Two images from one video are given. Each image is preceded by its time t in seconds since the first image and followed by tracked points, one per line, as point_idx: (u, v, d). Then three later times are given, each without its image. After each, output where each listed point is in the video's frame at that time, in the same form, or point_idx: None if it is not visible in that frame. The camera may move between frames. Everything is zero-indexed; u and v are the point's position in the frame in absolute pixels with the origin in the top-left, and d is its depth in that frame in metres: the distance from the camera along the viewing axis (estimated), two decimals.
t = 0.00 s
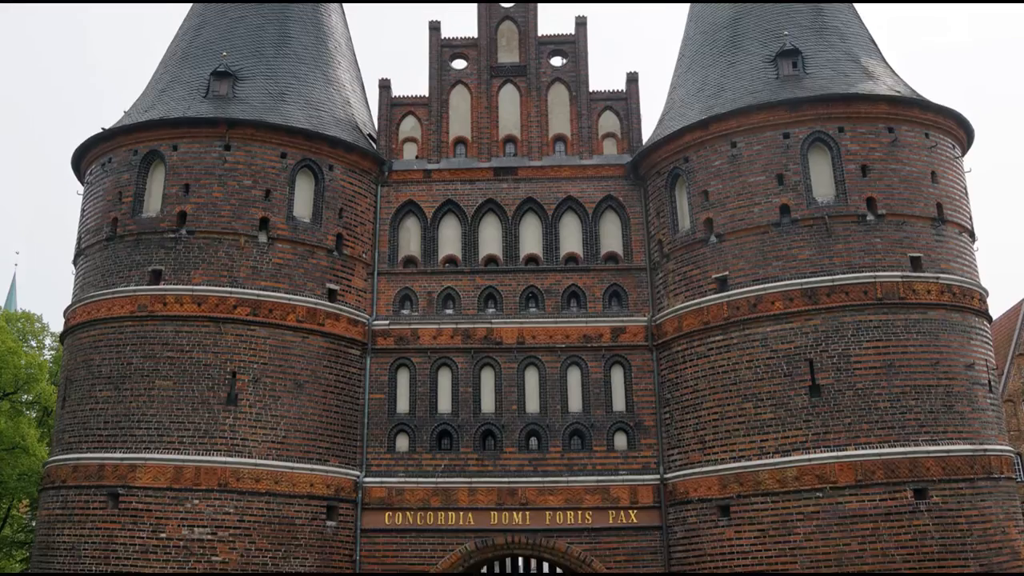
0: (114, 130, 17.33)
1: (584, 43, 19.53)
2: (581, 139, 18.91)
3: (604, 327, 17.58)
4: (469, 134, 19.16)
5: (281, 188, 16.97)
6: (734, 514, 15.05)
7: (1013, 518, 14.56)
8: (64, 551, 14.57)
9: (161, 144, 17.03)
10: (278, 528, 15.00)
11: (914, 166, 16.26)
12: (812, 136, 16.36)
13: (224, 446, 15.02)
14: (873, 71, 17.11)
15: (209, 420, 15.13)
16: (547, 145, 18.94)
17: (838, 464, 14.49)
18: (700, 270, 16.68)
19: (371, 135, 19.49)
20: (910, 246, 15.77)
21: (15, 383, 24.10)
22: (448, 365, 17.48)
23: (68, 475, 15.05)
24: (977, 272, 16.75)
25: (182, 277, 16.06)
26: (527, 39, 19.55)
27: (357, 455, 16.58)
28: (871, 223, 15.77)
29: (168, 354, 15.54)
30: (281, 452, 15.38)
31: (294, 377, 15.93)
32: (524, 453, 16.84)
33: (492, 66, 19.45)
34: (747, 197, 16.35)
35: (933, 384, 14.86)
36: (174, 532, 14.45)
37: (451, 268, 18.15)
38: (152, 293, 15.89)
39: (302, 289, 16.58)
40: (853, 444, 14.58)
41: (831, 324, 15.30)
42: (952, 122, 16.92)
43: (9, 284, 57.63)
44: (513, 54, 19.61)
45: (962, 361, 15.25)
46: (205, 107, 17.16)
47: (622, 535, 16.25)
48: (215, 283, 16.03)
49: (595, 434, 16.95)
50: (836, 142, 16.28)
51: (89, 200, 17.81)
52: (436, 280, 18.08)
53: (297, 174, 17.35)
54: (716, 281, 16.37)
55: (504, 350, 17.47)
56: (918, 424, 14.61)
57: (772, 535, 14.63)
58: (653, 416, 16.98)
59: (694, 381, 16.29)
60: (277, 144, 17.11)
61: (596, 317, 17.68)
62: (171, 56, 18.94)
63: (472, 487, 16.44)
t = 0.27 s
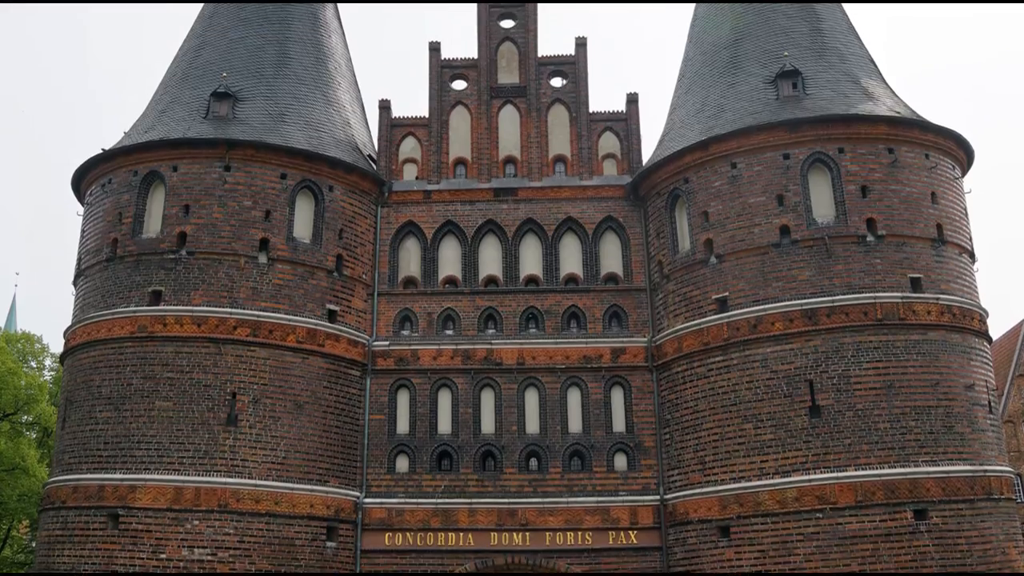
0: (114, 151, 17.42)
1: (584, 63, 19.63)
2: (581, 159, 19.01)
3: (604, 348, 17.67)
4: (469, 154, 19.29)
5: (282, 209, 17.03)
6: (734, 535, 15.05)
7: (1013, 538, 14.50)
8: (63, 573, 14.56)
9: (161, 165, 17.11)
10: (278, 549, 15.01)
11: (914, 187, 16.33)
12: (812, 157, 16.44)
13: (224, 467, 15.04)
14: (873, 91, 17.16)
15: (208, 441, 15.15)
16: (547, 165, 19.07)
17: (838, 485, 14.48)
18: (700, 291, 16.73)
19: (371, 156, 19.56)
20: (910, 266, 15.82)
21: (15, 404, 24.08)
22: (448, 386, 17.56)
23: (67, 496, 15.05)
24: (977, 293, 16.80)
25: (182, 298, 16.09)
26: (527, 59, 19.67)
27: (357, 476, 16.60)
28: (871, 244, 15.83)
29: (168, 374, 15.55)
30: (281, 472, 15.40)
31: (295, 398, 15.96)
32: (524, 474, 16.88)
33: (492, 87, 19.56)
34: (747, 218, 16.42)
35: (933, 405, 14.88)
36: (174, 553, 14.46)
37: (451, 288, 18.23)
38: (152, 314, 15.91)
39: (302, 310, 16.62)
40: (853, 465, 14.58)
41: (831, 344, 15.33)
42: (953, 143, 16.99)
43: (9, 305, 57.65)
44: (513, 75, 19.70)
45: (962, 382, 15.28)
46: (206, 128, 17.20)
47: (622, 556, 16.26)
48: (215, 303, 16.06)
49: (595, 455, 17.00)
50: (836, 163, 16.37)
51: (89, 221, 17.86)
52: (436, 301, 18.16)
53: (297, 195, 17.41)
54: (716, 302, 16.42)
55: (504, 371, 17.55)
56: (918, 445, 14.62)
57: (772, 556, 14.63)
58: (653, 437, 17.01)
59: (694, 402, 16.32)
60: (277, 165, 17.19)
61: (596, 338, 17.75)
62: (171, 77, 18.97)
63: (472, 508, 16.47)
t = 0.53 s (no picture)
0: (114, 172, 17.46)
1: (584, 84, 19.75)
2: (581, 180, 19.14)
3: (604, 368, 17.71)
4: (468, 175, 19.39)
5: (282, 230, 17.09)
6: (734, 556, 15.05)
7: (1014, 559, 14.45)
8: None
9: (161, 186, 17.15)
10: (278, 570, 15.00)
11: (914, 208, 16.39)
12: (812, 177, 16.51)
13: (224, 487, 15.06)
14: (873, 112, 17.22)
15: (208, 461, 15.17)
16: (547, 186, 19.18)
17: (838, 505, 14.48)
18: (700, 311, 16.79)
19: (371, 176, 19.65)
20: (910, 287, 15.87)
21: (15, 424, 24.05)
22: (448, 407, 17.62)
23: (67, 516, 15.04)
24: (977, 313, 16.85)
25: (182, 318, 16.12)
26: (527, 80, 19.76)
27: (357, 497, 16.66)
28: (871, 264, 15.89)
29: (168, 395, 15.57)
30: (281, 493, 15.42)
31: (295, 418, 16.00)
32: (524, 495, 16.95)
33: (492, 108, 19.68)
34: (747, 239, 16.49)
35: (933, 426, 14.89)
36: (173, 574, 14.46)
37: (451, 309, 18.30)
38: (152, 334, 15.94)
39: (302, 330, 16.66)
40: (853, 485, 14.59)
41: (831, 365, 15.36)
42: (953, 164, 17.07)
43: (9, 325, 57.69)
44: (513, 96, 19.81)
45: (962, 403, 15.29)
46: (206, 149, 17.27)
47: None
48: (214, 324, 16.09)
49: (595, 476, 17.06)
50: (836, 183, 16.42)
51: (89, 242, 17.90)
52: (436, 322, 18.24)
53: (298, 216, 17.46)
54: (716, 322, 16.46)
55: (504, 391, 17.60)
56: (918, 465, 14.62)
57: None
58: (654, 458, 17.06)
59: (694, 423, 16.35)
60: (277, 185, 17.25)
61: (597, 359, 17.81)
62: (172, 97, 19.03)
63: (472, 528, 16.55)
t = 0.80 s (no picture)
0: (114, 193, 17.52)
1: (584, 105, 19.90)
2: (581, 201, 19.24)
3: (604, 389, 17.80)
4: (468, 196, 19.49)
5: (281, 250, 17.11)
6: None
7: None
8: None
9: (161, 207, 17.19)
10: None
11: (914, 228, 16.44)
12: (812, 198, 16.55)
13: (224, 508, 15.09)
14: (873, 133, 17.29)
15: (208, 481, 15.20)
16: (547, 207, 19.26)
17: (838, 525, 14.50)
18: (700, 332, 16.83)
19: (371, 197, 19.73)
20: (910, 308, 15.91)
21: (14, 445, 24.00)
22: (448, 427, 17.72)
23: (68, 537, 15.14)
24: (977, 334, 16.89)
25: (182, 339, 16.14)
26: (527, 101, 19.90)
27: (357, 517, 16.75)
28: (871, 285, 15.93)
29: (168, 415, 15.59)
30: (281, 513, 15.46)
31: (295, 439, 16.02)
32: (524, 515, 17.05)
33: (492, 128, 19.79)
34: (747, 259, 16.53)
35: (933, 446, 14.91)
36: None
37: (451, 330, 18.37)
38: (152, 355, 15.96)
39: (302, 351, 16.69)
40: (853, 505, 14.60)
41: (831, 386, 15.38)
42: (953, 185, 17.13)
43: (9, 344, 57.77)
44: (513, 117, 19.94)
45: (962, 423, 15.30)
46: (205, 169, 17.30)
47: None
48: (214, 344, 16.12)
49: (595, 496, 17.16)
50: (836, 204, 16.46)
51: (89, 262, 17.95)
52: (436, 342, 18.32)
53: (297, 236, 17.48)
54: (716, 343, 16.48)
55: (504, 412, 17.71)
56: (918, 486, 14.65)
57: None
58: (654, 478, 17.15)
59: (694, 443, 16.40)
60: (277, 206, 17.27)
61: (597, 380, 17.89)
62: (172, 117, 19.08)
63: (472, 548, 16.70)
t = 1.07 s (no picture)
0: (114, 216, 17.58)
1: (584, 127, 20.04)
2: (581, 224, 19.35)
3: (603, 412, 17.91)
4: (468, 219, 19.61)
5: (282, 273, 17.16)
6: None
7: None
8: None
9: (161, 229, 17.25)
10: None
11: (914, 251, 16.51)
12: (812, 221, 16.63)
13: (224, 530, 15.17)
14: (873, 155, 17.38)
15: (208, 504, 15.26)
16: (547, 229, 19.39)
17: (838, 548, 14.52)
18: (700, 354, 16.88)
19: (371, 220, 19.82)
20: (910, 330, 15.96)
21: (14, 468, 23.93)
22: (448, 450, 17.82)
23: (68, 559, 15.20)
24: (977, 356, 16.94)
25: (182, 361, 16.18)
26: (527, 124, 20.04)
27: (357, 540, 16.86)
28: (871, 307, 15.98)
29: (168, 438, 15.63)
30: (281, 536, 15.55)
31: (295, 461, 16.10)
32: (524, 538, 17.15)
33: (492, 151, 19.93)
34: (747, 282, 16.59)
35: (933, 469, 14.92)
36: None
37: (451, 352, 18.48)
38: (152, 378, 15.99)
39: (302, 374, 16.73)
40: (853, 528, 14.63)
41: (831, 408, 15.41)
42: (952, 207, 17.22)
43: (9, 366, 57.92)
44: (513, 139, 20.08)
45: (962, 446, 15.32)
46: (205, 192, 17.36)
47: None
48: (214, 367, 16.15)
49: (595, 518, 17.25)
50: (836, 227, 16.55)
51: (89, 285, 18.01)
52: (436, 365, 18.42)
53: (297, 259, 17.55)
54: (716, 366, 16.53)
55: (504, 435, 17.81)
56: (918, 508, 14.66)
57: None
58: (653, 500, 17.24)
59: (694, 466, 16.45)
60: (277, 229, 17.34)
61: (597, 402, 17.99)
62: (172, 140, 19.15)
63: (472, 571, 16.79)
